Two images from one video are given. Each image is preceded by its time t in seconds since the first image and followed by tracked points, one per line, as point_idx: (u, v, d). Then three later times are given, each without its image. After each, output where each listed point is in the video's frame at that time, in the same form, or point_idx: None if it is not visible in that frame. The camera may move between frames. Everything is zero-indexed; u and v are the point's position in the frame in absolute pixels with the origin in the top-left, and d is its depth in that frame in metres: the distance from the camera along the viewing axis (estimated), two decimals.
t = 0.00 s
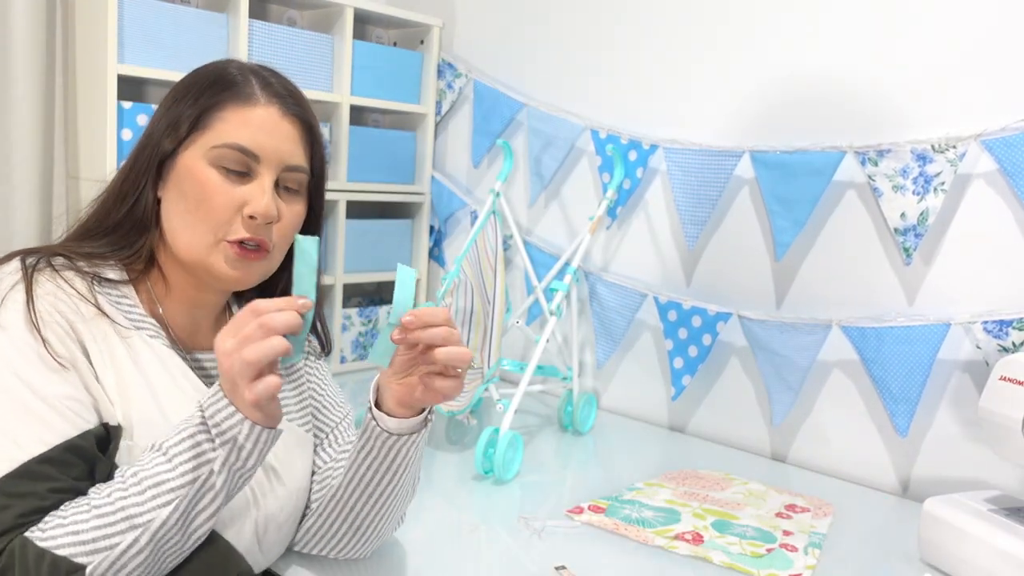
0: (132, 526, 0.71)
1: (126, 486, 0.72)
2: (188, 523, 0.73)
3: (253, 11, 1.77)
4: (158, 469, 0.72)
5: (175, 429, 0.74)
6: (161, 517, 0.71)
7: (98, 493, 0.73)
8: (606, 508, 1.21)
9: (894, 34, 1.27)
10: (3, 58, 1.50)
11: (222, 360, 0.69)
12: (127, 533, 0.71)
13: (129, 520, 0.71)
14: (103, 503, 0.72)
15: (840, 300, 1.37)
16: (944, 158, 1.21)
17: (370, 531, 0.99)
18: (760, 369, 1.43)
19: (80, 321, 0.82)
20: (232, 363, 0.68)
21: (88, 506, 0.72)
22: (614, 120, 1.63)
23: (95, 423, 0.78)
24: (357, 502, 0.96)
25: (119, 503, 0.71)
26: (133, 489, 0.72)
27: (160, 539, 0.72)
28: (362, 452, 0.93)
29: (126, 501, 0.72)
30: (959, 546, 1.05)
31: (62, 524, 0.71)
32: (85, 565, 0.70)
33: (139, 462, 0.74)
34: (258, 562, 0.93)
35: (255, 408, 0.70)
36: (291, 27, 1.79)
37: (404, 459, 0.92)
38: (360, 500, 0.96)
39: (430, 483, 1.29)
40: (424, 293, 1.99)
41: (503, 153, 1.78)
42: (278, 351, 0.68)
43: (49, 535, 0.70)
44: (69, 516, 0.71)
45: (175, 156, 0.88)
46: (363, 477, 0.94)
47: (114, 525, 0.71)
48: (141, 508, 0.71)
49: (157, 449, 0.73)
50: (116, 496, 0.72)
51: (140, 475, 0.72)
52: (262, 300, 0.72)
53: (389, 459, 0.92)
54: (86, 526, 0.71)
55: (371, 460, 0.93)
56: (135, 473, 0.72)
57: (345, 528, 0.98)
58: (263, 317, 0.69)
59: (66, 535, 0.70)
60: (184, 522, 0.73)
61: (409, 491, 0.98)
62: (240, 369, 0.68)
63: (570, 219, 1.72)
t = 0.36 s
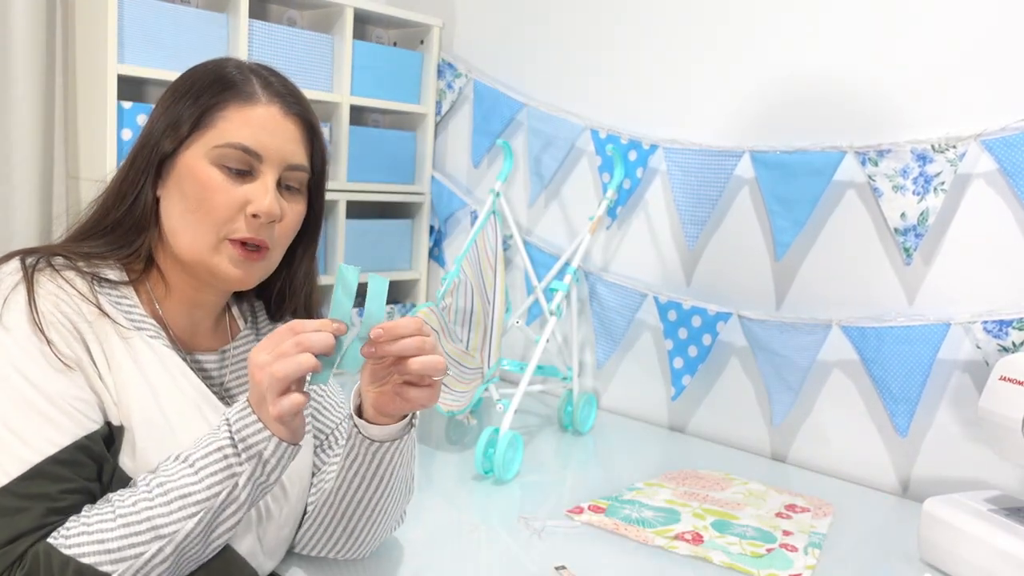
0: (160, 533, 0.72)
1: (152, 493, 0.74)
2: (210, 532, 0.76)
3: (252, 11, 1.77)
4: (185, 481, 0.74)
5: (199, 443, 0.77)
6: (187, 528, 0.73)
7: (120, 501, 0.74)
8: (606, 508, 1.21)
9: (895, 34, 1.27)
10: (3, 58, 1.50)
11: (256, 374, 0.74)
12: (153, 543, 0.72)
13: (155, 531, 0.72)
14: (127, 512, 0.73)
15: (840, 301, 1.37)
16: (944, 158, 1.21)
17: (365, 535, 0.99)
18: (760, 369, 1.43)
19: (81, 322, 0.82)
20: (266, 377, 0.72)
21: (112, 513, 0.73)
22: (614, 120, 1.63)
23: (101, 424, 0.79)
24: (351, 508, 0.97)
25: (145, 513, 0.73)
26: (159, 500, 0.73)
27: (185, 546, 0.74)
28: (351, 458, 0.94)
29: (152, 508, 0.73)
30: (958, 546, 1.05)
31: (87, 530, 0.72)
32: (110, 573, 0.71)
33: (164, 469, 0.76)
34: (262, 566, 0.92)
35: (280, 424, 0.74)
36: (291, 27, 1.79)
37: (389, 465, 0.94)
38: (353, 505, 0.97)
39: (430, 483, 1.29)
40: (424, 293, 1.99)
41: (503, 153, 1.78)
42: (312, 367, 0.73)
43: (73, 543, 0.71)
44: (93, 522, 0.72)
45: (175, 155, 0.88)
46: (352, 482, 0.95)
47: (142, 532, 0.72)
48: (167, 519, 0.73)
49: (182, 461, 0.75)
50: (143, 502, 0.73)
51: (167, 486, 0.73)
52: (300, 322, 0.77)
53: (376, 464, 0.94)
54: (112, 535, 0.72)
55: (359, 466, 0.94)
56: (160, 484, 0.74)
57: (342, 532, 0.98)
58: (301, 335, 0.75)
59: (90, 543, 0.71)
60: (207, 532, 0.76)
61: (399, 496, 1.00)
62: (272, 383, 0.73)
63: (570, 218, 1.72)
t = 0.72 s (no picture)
0: (161, 533, 0.72)
1: (153, 492, 0.74)
2: (211, 532, 0.76)
3: (252, 11, 1.77)
4: (186, 481, 0.74)
5: (200, 442, 0.76)
6: (189, 528, 0.73)
7: (121, 501, 0.74)
8: (606, 508, 1.21)
9: (895, 33, 1.27)
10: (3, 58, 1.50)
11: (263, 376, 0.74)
12: (155, 543, 0.72)
13: (156, 530, 0.72)
14: (129, 512, 0.73)
15: (840, 301, 1.37)
16: (944, 158, 1.21)
17: (365, 534, 0.99)
18: (760, 369, 1.43)
19: (85, 322, 0.82)
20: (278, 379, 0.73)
21: (112, 513, 0.73)
22: (614, 120, 1.63)
23: (102, 425, 0.79)
24: (351, 505, 0.97)
25: (146, 513, 0.73)
26: (160, 500, 0.73)
27: (187, 545, 0.74)
28: (349, 454, 0.94)
29: (153, 507, 0.73)
30: (959, 546, 1.05)
31: (88, 531, 0.71)
32: (112, 573, 0.71)
33: (164, 468, 0.76)
34: (263, 566, 0.92)
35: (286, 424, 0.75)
36: (291, 27, 1.79)
37: (388, 460, 0.94)
38: (354, 502, 0.96)
39: (430, 483, 1.29)
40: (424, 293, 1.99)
41: (503, 153, 1.78)
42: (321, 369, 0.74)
43: (75, 544, 0.71)
44: (93, 523, 0.72)
45: (178, 155, 0.88)
46: (351, 480, 0.95)
47: (143, 531, 0.72)
48: (168, 518, 0.73)
49: (182, 461, 0.75)
50: (144, 502, 0.73)
51: (168, 486, 0.73)
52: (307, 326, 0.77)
53: (375, 460, 0.94)
54: (113, 535, 0.71)
55: (359, 462, 0.94)
56: (161, 484, 0.74)
57: (342, 531, 0.98)
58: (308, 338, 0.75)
59: (92, 544, 0.71)
60: (208, 532, 0.75)
61: (399, 494, 1.00)
62: (282, 385, 0.73)
63: (570, 218, 1.72)
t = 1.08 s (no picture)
0: (164, 544, 0.72)
1: (158, 502, 0.74)
2: (213, 545, 0.76)
3: (252, 10, 1.77)
4: (193, 492, 0.74)
5: (208, 454, 0.77)
6: (192, 540, 0.73)
7: (125, 507, 0.74)
8: (606, 508, 1.21)
9: (895, 33, 1.27)
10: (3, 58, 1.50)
11: (290, 392, 0.75)
12: (156, 552, 0.72)
13: (159, 541, 0.72)
14: (133, 518, 0.72)
15: (839, 301, 1.37)
16: (944, 158, 1.21)
17: (366, 534, 0.99)
18: (760, 369, 1.43)
19: (85, 323, 0.82)
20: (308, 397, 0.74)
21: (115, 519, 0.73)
22: (614, 120, 1.63)
23: (101, 425, 0.79)
24: (352, 506, 0.97)
25: (150, 522, 0.72)
26: (165, 510, 0.73)
27: (187, 557, 0.74)
28: (351, 456, 0.95)
29: (157, 517, 0.73)
30: (959, 546, 1.05)
31: (90, 536, 0.71)
32: None
33: (171, 477, 0.76)
34: (263, 567, 0.92)
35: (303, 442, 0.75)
36: (291, 27, 1.79)
37: (390, 461, 0.95)
38: (354, 504, 0.97)
39: (430, 483, 1.29)
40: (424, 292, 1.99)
41: (503, 154, 1.78)
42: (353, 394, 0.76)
43: (78, 549, 0.70)
44: (96, 529, 0.72)
45: (180, 156, 0.88)
46: (352, 483, 0.96)
47: (146, 540, 0.72)
48: (171, 529, 0.73)
49: (190, 471, 0.75)
50: (149, 511, 0.73)
51: (174, 497, 0.73)
52: (336, 346, 0.79)
53: (376, 461, 0.94)
54: (117, 542, 0.71)
55: (359, 464, 0.95)
56: (167, 493, 0.74)
57: (343, 532, 0.98)
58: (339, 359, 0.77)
59: (95, 550, 0.71)
60: (210, 544, 0.76)
61: (399, 496, 1.00)
62: (310, 405, 0.74)
63: (570, 218, 1.72)
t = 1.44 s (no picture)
0: (169, 544, 0.72)
1: (161, 502, 0.74)
2: (218, 546, 0.76)
3: (252, 11, 1.77)
4: (197, 492, 0.74)
5: (210, 454, 0.77)
6: (196, 540, 0.73)
7: (128, 508, 0.74)
8: (606, 508, 1.21)
9: (896, 33, 1.27)
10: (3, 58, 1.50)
11: (305, 391, 0.76)
12: (161, 553, 0.72)
13: (164, 541, 0.72)
14: (136, 518, 0.72)
15: (839, 301, 1.37)
16: (944, 158, 1.21)
17: (366, 530, 0.99)
18: (760, 369, 1.43)
19: (85, 323, 0.82)
20: (332, 394, 0.76)
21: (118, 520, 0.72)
22: (614, 121, 1.63)
23: (101, 425, 0.79)
24: (353, 501, 0.97)
25: (155, 523, 0.72)
26: (170, 510, 0.73)
27: (192, 557, 0.74)
28: (352, 447, 0.95)
29: (162, 516, 0.73)
30: (959, 546, 1.05)
31: (93, 538, 0.71)
32: None
33: (173, 478, 0.76)
34: (263, 566, 0.92)
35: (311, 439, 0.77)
36: (291, 27, 1.79)
37: (392, 451, 0.95)
38: (356, 497, 0.97)
39: (430, 483, 1.29)
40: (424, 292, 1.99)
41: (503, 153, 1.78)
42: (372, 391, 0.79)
43: (82, 551, 0.70)
44: (99, 531, 0.72)
45: (172, 151, 0.89)
46: (354, 475, 0.95)
47: (150, 539, 0.72)
48: (176, 529, 0.73)
49: (192, 471, 0.75)
50: (153, 511, 0.73)
51: (178, 497, 0.73)
52: (345, 348, 0.81)
53: (377, 452, 0.95)
54: (121, 543, 0.71)
55: (360, 456, 0.95)
56: (171, 493, 0.74)
57: (343, 529, 0.98)
58: (353, 357, 0.79)
59: (98, 551, 0.70)
60: (215, 544, 0.76)
61: (400, 491, 1.00)
62: (323, 404, 0.76)
63: (569, 217, 1.72)
